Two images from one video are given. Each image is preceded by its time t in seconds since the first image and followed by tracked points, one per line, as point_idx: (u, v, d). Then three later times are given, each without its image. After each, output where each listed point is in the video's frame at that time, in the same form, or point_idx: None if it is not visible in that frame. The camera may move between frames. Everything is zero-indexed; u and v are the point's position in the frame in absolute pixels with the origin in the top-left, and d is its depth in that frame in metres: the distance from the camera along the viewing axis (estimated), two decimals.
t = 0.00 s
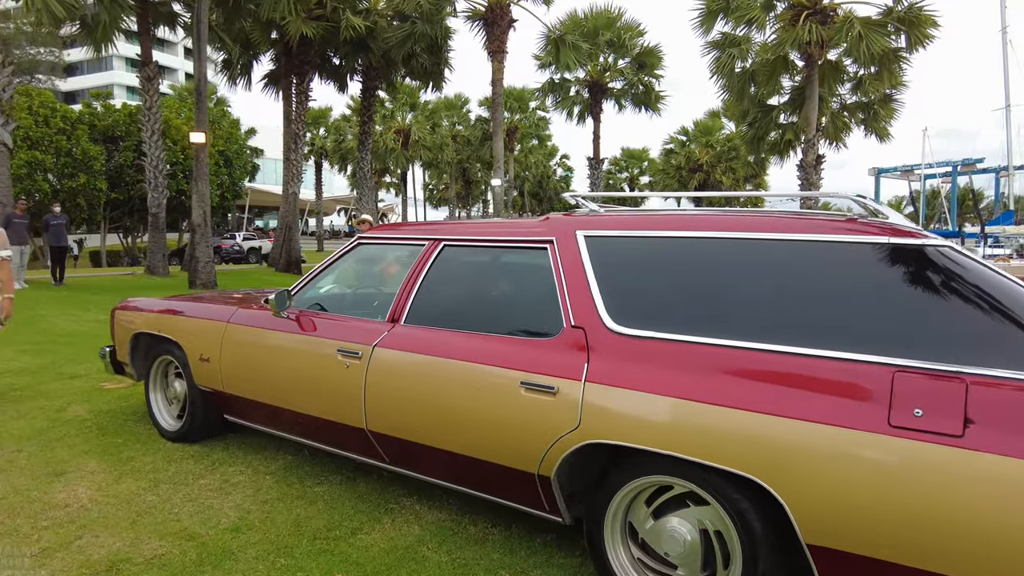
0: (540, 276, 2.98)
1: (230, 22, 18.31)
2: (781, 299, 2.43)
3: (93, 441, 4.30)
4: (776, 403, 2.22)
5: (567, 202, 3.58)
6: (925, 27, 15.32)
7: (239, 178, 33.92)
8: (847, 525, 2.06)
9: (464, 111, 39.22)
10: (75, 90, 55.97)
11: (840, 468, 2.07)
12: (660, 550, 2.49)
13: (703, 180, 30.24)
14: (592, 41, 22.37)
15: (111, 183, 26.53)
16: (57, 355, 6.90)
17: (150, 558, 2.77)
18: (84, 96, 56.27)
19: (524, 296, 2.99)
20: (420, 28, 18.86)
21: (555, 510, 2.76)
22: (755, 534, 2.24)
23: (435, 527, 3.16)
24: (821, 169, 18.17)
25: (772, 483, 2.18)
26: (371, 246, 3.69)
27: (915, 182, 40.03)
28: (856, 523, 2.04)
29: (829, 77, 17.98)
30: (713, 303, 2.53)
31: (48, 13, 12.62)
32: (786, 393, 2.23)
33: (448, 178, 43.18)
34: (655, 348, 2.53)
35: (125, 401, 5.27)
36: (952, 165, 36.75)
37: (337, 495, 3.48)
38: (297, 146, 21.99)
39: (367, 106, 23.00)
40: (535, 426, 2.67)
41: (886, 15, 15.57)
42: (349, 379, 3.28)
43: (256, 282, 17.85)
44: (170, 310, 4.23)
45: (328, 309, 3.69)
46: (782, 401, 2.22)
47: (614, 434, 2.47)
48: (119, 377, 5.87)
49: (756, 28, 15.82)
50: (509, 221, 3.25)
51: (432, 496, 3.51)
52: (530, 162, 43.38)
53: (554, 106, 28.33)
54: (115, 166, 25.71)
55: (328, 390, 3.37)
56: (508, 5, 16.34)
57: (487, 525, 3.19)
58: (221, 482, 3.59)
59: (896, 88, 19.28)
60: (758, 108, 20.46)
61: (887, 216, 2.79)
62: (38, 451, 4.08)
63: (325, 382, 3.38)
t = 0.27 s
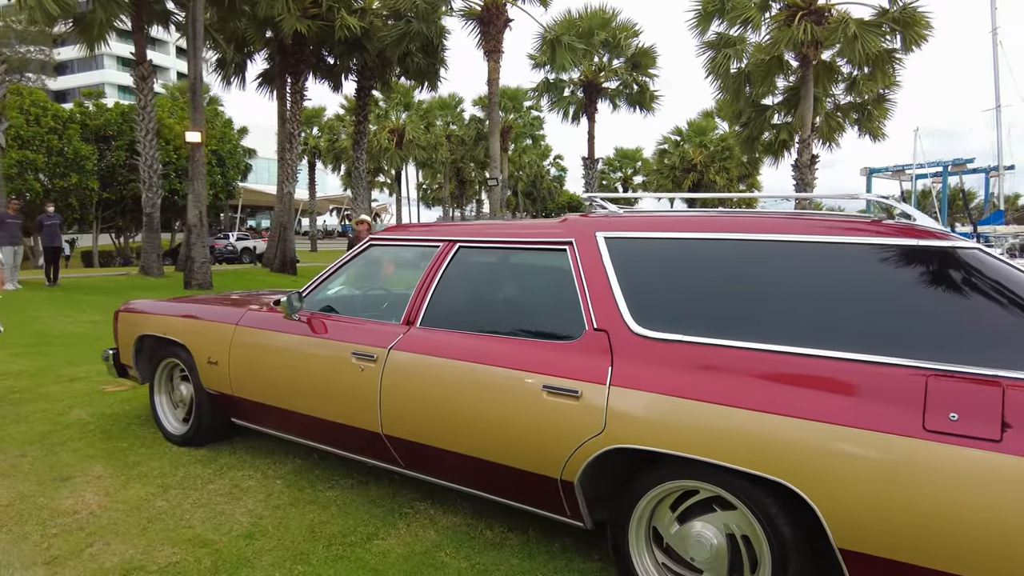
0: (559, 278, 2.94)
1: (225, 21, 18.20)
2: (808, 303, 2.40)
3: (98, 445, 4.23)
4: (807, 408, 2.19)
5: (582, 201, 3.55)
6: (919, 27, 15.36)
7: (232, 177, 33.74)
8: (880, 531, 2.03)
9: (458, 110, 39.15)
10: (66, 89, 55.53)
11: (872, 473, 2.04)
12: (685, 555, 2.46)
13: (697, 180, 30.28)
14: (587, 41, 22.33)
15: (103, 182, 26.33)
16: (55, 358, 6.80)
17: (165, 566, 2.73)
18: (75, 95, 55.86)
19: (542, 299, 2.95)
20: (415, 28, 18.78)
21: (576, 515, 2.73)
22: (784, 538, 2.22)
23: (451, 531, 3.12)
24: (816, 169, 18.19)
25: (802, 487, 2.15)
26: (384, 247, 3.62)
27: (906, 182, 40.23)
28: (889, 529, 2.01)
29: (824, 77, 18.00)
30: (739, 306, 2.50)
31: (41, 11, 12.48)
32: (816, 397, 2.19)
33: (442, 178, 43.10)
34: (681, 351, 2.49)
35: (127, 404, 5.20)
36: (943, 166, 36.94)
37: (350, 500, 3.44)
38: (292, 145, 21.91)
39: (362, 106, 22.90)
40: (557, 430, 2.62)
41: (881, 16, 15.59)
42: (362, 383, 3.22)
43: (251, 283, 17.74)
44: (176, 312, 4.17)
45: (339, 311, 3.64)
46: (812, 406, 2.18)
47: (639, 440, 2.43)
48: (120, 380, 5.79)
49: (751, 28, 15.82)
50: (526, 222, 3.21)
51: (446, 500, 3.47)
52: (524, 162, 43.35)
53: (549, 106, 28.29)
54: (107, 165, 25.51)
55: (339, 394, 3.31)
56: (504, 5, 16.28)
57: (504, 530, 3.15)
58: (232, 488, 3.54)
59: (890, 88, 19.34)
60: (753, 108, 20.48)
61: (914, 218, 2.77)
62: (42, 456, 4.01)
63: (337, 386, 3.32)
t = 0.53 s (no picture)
0: (577, 286, 2.92)
1: (214, 21, 18.08)
2: (832, 312, 2.40)
3: (99, 453, 4.16)
4: (832, 417, 2.18)
5: (597, 207, 3.55)
6: (905, 33, 15.54)
7: (219, 178, 33.47)
8: (907, 539, 2.02)
9: (446, 111, 39.12)
10: (48, 88, 54.84)
11: (898, 482, 2.03)
12: (708, 563, 2.46)
13: (684, 183, 30.45)
14: (576, 44, 22.37)
15: (88, 182, 25.99)
16: (47, 363, 6.69)
17: None
18: (57, 94, 55.16)
19: (559, 306, 2.94)
20: (406, 29, 18.72)
21: (596, 523, 2.71)
22: (808, 547, 2.21)
23: (465, 540, 3.10)
24: (803, 172, 18.33)
25: (827, 496, 2.15)
26: (396, 254, 3.60)
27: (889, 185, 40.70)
28: (916, 538, 2.01)
29: (811, 81, 18.15)
30: (761, 315, 2.50)
31: (28, 9, 12.32)
32: (842, 406, 2.19)
33: (430, 179, 43.01)
34: (704, 360, 2.47)
35: (125, 411, 5.12)
36: (926, 169, 37.38)
37: (361, 508, 3.41)
38: (281, 146, 21.84)
39: (351, 107, 22.79)
40: (577, 439, 2.60)
41: (867, 21, 15.75)
42: (373, 390, 3.18)
43: (239, 285, 17.59)
44: (180, 318, 4.11)
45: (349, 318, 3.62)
46: (837, 415, 2.18)
47: (662, 449, 2.41)
48: (116, 385, 5.71)
49: (740, 32, 15.93)
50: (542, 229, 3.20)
51: (458, 508, 3.44)
52: (512, 163, 43.36)
53: (538, 108, 28.33)
54: (91, 165, 25.20)
55: (350, 401, 3.26)
56: (495, 7, 16.26)
57: (518, 538, 3.13)
58: (240, 497, 3.51)
59: (876, 92, 19.54)
60: (741, 111, 20.60)
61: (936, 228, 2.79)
62: (43, 465, 3.94)
63: (347, 394, 3.27)
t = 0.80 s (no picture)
0: (583, 288, 2.94)
1: (198, 20, 17.91)
2: (838, 313, 2.44)
3: (94, 457, 4.12)
4: (841, 416, 2.21)
5: (598, 208, 3.58)
6: (886, 38, 15.77)
7: (201, 178, 33.16)
8: (913, 536, 2.07)
9: (431, 112, 39.07)
10: (25, 85, 54.01)
11: (906, 480, 2.07)
12: (716, 561, 2.49)
13: (668, 185, 30.66)
14: (562, 46, 22.44)
15: (68, 182, 25.61)
16: (34, 365, 6.61)
17: None
18: (35, 92, 54.35)
19: (565, 308, 2.95)
20: (393, 30, 18.66)
21: (604, 523, 2.73)
22: (817, 545, 2.25)
23: (471, 541, 3.10)
24: (786, 175, 18.51)
25: (836, 494, 2.18)
26: (399, 255, 3.60)
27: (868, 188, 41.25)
28: (923, 535, 2.05)
29: (794, 84, 18.35)
30: (769, 317, 2.53)
31: (10, 6, 12.15)
32: (847, 404, 2.23)
33: (415, 179, 42.91)
34: (713, 361, 2.50)
35: (117, 413, 5.07)
36: (904, 171, 37.91)
37: (363, 509, 3.40)
38: (267, 146, 21.77)
39: (337, 107, 22.70)
40: (586, 440, 2.62)
41: (849, 26, 15.94)
42: (377, 392, 3.18)
43: (224, 286, 17.44)
44: (177, 320, 4.08)
45: (351, 319, 3.62)
46: (845, 414, 2.21)
47: (671, 449, 2.44)
48: (107, 388, 5.65)
49: (725, 36, 16.06)
50: (547, 231, 3.22)
51: (461, 508, 3.44)
52: (497, 164, 43.40)
53: (524, 109, 28.37)
54: (71, 165, 24.87)
55: (353, 403, 3.26)
56: (482, 8, 16.24)
57: (524, 538, 3.14)
58: (241, 499, 3.50)
59: (857, 96, 19.80)
60: (725, 114, 20.77)
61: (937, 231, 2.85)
62: (37, 469, 3.89)
63: (351, 395, 3.26)
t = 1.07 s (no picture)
0: (581, 283, 2.95)
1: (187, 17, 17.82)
2: (835, 307, 2.46)
3: (88, 455, 4.10)
4: (838, 407, 2.24)
5: (593, 205, 3.60)
6: (872, 38, 15.89)
7: (191, 176, 32.99)
8: (909, 525, 2.09)
9: (421, 110, 39.02)
10: (12, 82, 53.55)
11: (903, 471, 2.09)
12: (714, 552, 2.51)
13: (657, 183, 30.77)
14: (552, 44, 22.46)
15: (55, 181, 25.38)
16: (25, 364, 6.56)
17: None
18: (22, 90, 53.90)
19: (562, 303, 2.97)
20: (383, 28, 18.61)
21: (602, 516, 2.75)
22: (814, 535, 2.28)
23: (469, 535, 3.11)
24: (775, 173, 18.61)
25: (833, 485, 2.20)
26: (395, 251, 3.59)
27: (856, 186, 41.53)
28: (919, 524, 2.08)
29: (783, 83, 18.46)
30: (766, 311, 2.56)
31: None
32: (844, 397, 2.25)
33: (406, 178, 42.84)
34: (712, 355, 2.52)
35: (111, 412, 5.05)
36: (891, 169, 38.20)
37: (361, 505, 3.41)
38: (256, 145, 21.76)
39: (327, 105, 22.62)
40: (585, 434, 2.64)
41: (837, 25, 16.05)
42: (375, 388, 3.18)
43: (215, 285, 17.36)
44: (172, 317, 4.06)
45: (348, 316, 3.61)
46: (842, 406, 2.24)
47: (670, 442, 2.45)
48: (100, 387, 5.62)
49: (714, 35, 16.14)
50: (544, 227, 3.23)
51: (458, 503, 3.45)
52: (488, 163, 43.41)
53: (514, 108, 28.40)
54: (59, 163, 24.67)
55: (351, 399, 3.26)
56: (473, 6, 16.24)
57: (521, 532, 3.15)
58: (238, 496, 3.49)
59: (845, 94, 19.95)
60: (714, 112, 20.85)
61: (931, 226, 2.87)
62: (31, 467, 3.87)
63: (348, 391, 3.26)
